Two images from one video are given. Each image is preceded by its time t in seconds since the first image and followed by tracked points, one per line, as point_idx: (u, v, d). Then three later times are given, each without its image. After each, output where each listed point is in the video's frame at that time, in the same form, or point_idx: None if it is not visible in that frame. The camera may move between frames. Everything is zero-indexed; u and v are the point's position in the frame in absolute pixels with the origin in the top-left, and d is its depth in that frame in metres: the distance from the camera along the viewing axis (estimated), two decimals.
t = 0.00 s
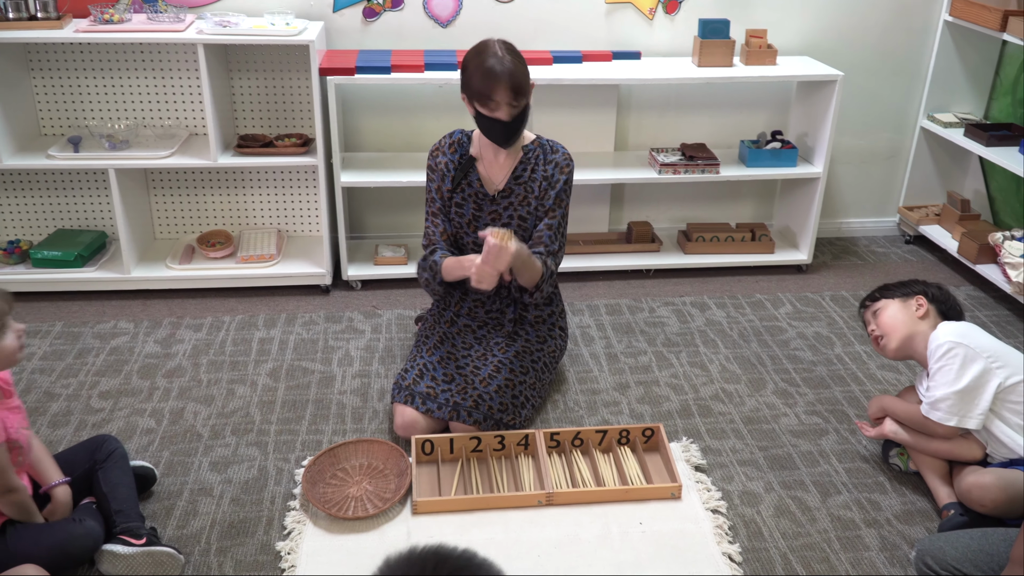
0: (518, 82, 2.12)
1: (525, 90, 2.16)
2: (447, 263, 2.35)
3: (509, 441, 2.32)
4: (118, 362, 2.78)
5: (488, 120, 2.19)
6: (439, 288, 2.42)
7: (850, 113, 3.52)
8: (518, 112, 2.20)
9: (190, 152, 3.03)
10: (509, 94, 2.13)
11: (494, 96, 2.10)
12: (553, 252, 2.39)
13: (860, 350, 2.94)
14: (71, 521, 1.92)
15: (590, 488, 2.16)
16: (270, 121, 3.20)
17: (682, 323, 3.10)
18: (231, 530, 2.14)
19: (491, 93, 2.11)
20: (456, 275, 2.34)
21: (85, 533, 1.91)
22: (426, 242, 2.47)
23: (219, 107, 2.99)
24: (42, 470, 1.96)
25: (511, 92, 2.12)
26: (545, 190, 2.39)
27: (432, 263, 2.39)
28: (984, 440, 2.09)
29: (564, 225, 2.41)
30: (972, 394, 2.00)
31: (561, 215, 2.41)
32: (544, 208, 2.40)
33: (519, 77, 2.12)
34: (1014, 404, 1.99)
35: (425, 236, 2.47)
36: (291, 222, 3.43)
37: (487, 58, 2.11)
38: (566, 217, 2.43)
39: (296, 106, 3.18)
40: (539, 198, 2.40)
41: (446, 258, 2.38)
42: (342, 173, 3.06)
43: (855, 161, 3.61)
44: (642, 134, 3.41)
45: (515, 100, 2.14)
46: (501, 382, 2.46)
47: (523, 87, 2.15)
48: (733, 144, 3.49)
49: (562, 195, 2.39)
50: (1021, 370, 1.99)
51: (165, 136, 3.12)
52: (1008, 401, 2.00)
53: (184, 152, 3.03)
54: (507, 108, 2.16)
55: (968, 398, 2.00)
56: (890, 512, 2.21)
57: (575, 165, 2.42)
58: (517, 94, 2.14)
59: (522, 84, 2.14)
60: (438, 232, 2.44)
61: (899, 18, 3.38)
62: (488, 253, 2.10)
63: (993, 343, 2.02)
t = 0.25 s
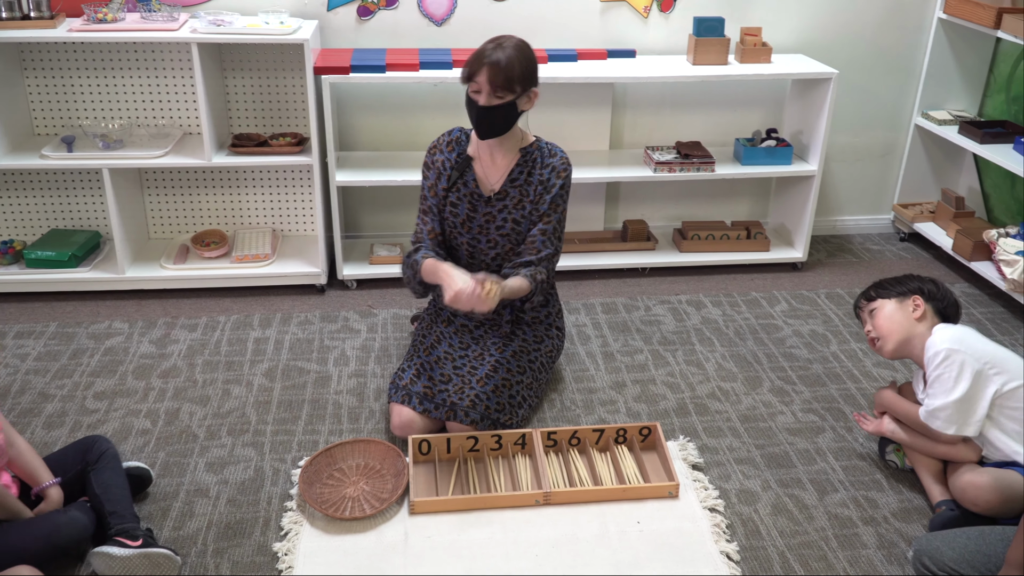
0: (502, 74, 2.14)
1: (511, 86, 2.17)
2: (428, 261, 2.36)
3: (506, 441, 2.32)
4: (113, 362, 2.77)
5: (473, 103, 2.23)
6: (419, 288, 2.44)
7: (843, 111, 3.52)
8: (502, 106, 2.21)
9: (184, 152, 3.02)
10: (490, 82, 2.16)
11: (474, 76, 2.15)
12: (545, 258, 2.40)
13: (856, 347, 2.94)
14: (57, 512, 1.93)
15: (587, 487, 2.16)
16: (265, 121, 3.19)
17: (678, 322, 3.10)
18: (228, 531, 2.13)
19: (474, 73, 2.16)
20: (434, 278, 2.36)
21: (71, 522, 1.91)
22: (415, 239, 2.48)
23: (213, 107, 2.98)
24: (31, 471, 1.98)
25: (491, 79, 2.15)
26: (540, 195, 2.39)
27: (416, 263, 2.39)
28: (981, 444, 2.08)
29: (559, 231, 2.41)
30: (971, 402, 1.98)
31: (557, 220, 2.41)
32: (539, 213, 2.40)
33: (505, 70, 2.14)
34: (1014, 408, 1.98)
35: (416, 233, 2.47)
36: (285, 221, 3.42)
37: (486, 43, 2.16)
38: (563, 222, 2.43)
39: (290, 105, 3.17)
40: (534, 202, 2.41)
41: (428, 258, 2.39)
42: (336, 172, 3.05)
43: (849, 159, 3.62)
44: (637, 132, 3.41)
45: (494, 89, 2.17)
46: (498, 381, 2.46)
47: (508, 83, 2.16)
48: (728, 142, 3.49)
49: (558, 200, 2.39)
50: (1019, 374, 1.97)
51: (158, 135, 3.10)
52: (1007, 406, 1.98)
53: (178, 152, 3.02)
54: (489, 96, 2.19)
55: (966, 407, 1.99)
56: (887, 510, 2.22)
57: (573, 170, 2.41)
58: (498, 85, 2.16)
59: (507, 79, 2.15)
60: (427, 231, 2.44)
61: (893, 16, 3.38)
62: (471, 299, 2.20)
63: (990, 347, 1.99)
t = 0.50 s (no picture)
0: (518, 83, 2.14)
1: (525, 94, 2.18)
2: (421, 263, 2.41)
3: (504, 441, 2.32)
4: (109, 362, 2.77)
5: (484, 105, 2.23)
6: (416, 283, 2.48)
7: (840, 109, 3.52)
8: (513, 110, 2.23)
9: (179, 152, 3.01)
10: (506, 90, 2.16)
11: (491, 84, 2.14)
12: (539, 261, 2.41)
13: (853, 346, 2.95)
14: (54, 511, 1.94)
15: (586, 487, 2.16)
16: (261, 121, 3.19)
17: (675, 321, 3.10)
18: (226, 531, 2.13)
19: (491, 80, 2.15)
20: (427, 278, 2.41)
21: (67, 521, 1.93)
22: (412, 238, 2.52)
23: (208, 107, 2.97)
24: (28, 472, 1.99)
25: (508, 87, 2.15)
26: (536, 197, 2.40)
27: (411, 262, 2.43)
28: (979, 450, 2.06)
29: (554, 233, 2.42)
30: (963, 424, 1.93)
31: (552, 223, 2.42)
32: (534, 215, 2.41)
33: (522, 79, 2.14)
34: (1009, 427, 1.91)
35: (413, 232, 2.51)
36: (282, 221, 3.42)
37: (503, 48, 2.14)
38: (558, 224, 2.44)
39: (286, 105, 3.17)
40: (530, 204, 2.41)
41: (421, 259, 2.44)
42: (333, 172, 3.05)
43: (845, 158, 3.62)
44: (633, 131, 3.41)
45: (509, 97, 2.17)
46: (496, 381, 2.46)
47: (523, 91, 2.17)
48: (725, 141, 3.49)
49: (553, 203, 2.40)
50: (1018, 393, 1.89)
51: (154, 134, 3.10)
52: (1002, 425, 1.91)
53: (174, 152, 3.02)
54: (502, 101, 2.19)
55: (957, 427, 1.93)
56: (886, 510, 2.22)
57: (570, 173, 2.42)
58: (513, 92, 2.16)
59: (522, 87, 2.16)
60: (423, 231, 2.48)
61: (890, 14, 3.38)
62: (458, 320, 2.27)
63: (989, 366, 1.90)
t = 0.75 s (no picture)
0: (516, 84, 2.16)
1: (525, 95, 2.19)
2: (441, 269, 2.43)
3: (510, 441, 2.32)
4: (115, 362, 2.78)
5: (485, 108, 2.25)
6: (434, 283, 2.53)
7: (849, 109, 3.50)
8: (515, 112, 2.24)
9: (184, 152, 3.02)
10: (505, 91, 2.18)
11: (489, 85, 2.16)
12: (543, 260, 2.40)
13: (861, 347, 2.93)
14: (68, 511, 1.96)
15: (592, 488, 2.16)
16: (265, 121, 3.20)
17: (681, 322, 3.09)
18: (233, 530, 2.14)
19: (490, 82, 2.17)
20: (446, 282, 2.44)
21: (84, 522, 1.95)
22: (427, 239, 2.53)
23: (213, 106, 2.97)
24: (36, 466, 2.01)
25: (507, 88, 2.17)
26: (543, 197, 2.39)
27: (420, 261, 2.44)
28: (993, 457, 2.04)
29: (559, 232, 2.41)
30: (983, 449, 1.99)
31: (558, 223, 2.40)
32: (540, 214, 2.40)
33: (521, 79, 2.16)
34: None
35: (427, 234, 2.52)
36: (286, 221, 3.43)
37: (501, 50, 2.17)
38: (564, 224, 2.42)
39: (290, 105, 3.17)
40: (537, 205, 2.41)
41: (439, 265, 2.44)
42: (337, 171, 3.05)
43: (855, 158, 3.60)
44: (638, 130, 3.40)
45: (509, 98, 2.19)
46: (502, 381, 2.47)
47: (523, 92, 2.18)
48: (731, 141, 3.47)
49: (560, 203, 2.39)
50: None
51: (159, 134, 3.10)
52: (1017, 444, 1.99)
53: (178, 151, 3.02)
54: (502, 103, 2.21)
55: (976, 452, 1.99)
56: (895, 512, 2.21)
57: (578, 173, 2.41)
58: (513, 94, 2.18)
59: (522, 88, 2.17)
60: (436, 232, 2.48)
61: (897, 13, 3.36)
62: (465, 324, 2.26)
63: (1005, 392, 1.95)
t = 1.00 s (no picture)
0: (530, 82, 2.16)
1: (539, 93, 2.18)
2: (459, 266, 2.41)
3: (528, 440, 2.32)
4: (134, 359, 2.79)
5: (500, 107, 2.25)
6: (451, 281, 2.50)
7: (868, 109, 3.49)
8: (530, 111, 2.24)
9: (203, 150, 3.03)
10: (519, 90, 2.17)
11: (502, 85, 2.16)
12: (560, 258, 2.40)
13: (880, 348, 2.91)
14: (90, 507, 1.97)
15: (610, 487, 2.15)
16: (283, 119, 3.21)
17: (698, 321, 3.08)
18: (252, 528, 2.14)
19: (504, 82, 2.17)
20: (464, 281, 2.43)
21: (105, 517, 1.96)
22: (446, 238, 2.50)
23: (232, 105, 2.99)
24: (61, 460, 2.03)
25: (520, 87, 2.17)
26: (561, 196, 2.39)
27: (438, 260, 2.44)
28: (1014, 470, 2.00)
29: (577, 231, 2.41)
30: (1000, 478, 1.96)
31: (575, 221, 2.40)
32: (558, 212, 2.40)
33: (534, 78, 2.15)
34: None
35: (446, 234, 2.51)
36: (304, 219, 3.44)
37: (515, 49, 2.17)
38: (581, 222, 2.42)
39: (308, 104, 3.18)
40: (555, 203, 2.40)
41: (456, 262, 2.43)
42: (354, 170, 3.06)
43: (874, 158, 3.58)
44: (655, 129, 3.39)
45: (522, 97, 2.18)
46: (520, 380, 2.47)
47: (537, 91, 2.18)
48: (749, 140, 3.46)
49: (577, 202, 2.39)
50: None
51: (178, 133, 3.12)
52: None
53: (197, 150, 3.04)
54: (516, 102, 2.21)
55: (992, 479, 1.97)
56: (916, 514, 2.19)
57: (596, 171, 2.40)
58: (527, 92, 2.18)
59: (535, 87, 2.17)
60: (457, 230, 2.46)
61: (917, 11, 3.34)
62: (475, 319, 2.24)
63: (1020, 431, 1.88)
